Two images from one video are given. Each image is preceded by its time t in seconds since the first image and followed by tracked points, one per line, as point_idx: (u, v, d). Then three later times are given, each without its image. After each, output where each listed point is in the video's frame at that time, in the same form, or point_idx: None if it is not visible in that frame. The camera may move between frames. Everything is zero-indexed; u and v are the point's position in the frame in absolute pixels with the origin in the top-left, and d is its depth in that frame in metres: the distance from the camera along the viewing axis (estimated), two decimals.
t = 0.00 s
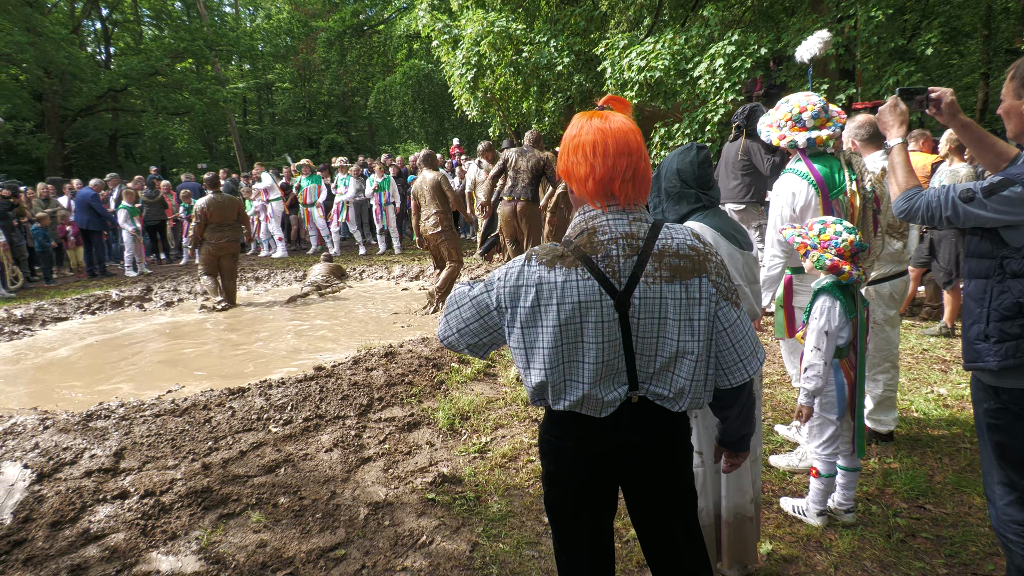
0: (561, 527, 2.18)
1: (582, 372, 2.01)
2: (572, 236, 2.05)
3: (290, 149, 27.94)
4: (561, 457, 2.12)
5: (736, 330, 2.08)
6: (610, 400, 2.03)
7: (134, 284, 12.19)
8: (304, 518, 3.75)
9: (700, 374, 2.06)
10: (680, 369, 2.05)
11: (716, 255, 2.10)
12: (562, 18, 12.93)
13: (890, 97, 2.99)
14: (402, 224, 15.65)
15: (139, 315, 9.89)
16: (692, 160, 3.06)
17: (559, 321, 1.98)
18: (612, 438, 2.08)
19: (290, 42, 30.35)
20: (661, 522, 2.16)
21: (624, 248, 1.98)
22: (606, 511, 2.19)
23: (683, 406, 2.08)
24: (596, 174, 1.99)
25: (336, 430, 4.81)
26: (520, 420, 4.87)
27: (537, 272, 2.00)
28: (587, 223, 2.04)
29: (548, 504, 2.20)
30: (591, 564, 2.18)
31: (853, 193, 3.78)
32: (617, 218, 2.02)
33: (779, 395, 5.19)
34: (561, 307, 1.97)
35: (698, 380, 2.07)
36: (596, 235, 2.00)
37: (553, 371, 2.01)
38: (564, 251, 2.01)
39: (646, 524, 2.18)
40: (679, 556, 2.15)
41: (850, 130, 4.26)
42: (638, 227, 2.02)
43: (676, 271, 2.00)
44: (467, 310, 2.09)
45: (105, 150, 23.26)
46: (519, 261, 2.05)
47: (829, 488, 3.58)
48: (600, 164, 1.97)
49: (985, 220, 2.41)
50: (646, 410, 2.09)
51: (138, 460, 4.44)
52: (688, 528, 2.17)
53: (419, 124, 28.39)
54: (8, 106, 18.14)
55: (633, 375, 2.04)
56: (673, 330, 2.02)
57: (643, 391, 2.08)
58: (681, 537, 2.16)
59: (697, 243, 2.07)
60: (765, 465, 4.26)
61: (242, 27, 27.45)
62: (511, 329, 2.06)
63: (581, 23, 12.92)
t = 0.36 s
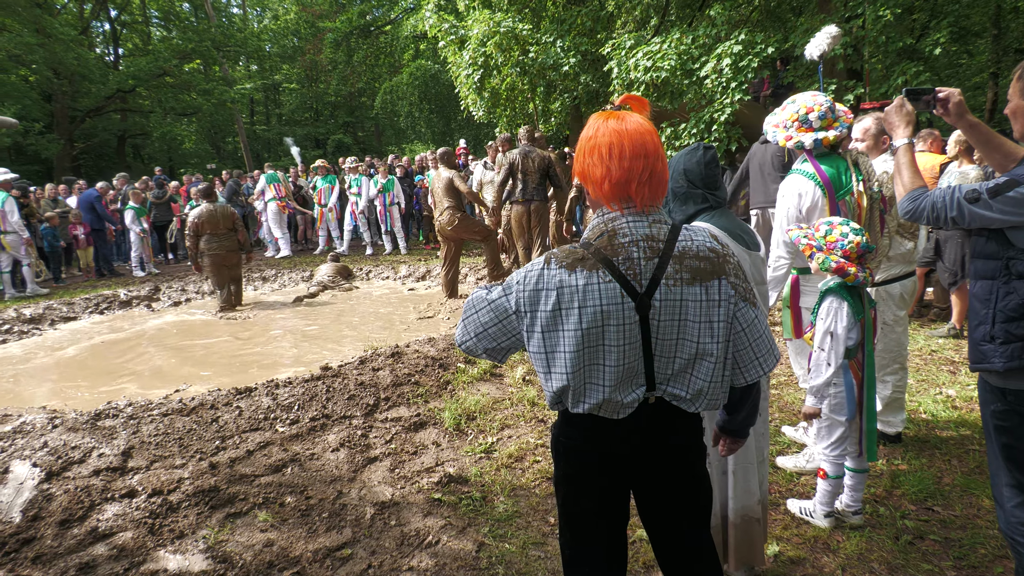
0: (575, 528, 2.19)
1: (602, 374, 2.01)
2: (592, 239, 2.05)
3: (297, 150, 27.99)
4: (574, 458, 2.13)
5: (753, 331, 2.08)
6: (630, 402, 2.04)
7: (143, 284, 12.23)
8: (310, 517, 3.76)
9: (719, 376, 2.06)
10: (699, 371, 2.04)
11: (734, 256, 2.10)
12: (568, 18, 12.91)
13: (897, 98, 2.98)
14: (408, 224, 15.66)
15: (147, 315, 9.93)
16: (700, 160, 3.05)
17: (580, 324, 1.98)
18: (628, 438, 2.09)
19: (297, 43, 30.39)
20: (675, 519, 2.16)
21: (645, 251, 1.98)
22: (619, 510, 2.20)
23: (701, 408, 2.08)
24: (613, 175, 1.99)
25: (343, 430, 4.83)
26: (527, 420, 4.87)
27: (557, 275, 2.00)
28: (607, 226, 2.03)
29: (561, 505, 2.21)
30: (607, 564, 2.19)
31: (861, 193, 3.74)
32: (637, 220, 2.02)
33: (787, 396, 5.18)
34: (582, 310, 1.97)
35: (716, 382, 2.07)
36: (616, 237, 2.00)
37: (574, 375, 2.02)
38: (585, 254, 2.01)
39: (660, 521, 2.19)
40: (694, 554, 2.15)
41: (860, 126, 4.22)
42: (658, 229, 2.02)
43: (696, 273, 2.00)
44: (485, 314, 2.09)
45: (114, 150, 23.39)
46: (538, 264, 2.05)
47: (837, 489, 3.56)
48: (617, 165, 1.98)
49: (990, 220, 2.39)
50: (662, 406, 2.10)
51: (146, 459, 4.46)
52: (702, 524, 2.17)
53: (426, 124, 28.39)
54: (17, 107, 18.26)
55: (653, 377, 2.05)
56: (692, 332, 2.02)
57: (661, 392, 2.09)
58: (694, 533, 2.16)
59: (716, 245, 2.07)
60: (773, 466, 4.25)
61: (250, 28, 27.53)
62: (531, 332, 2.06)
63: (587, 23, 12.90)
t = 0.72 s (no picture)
0: (594, 525, 2.21)
1: (613, 371, 2.01)
2: (609, 236, 2.05)
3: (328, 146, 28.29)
4: (594, 457, 2.14)
5: (778, 338, 1.98)
6: (642, 401, 2.02)
7: (181, 279, 12.51)
8: (343, 511, 3.81)
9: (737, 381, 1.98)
10: (715, 375, 1.97)
11: (761, 259, 2.00)
12: (602, 15, 12.82)
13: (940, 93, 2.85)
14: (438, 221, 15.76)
15: (184, 309, 10.16)
16: (733, 158, 2.95)
17: (588, 318, 1.99)
18: (641, 439, 2.06)
19: (331, 41, 30.73)
20: (695, 521, 2.14)
21: (657, 248, 1.95)
22: (638, 511, 2.17)
23: (719, 414, 2.00)
24: (616, 167, 2.01)
25: (375, 425, 4.89)
26: (559, 419, 4.87)
27: (570, 270, 2.03)
28: (623, 223, 2.03)
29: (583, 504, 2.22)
30: (624, 564, 2.19)
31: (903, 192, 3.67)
32: (653, 217, 1.99)
33: (822, 399, 5.10)
34: (591, 305, 1.98)
35: (734, 389, 1.99)
36: (631, 234, 1.99)
37: (582, 370, 2.04)
38: (598, 250, 2.02)
39: (683, 522, 2.17)
40: (709, 556, 2.13)
41: (911, 123, 4.17)
42: (675, 227, 1.98)
43: (712, 273, 1.94)
44: (503, 305, 2.14)
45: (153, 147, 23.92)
46: (555, 259, 2.08)
47: (874, 495, 3.50)
48: (621, 158, 1.99)
49: None
50: (681, 412, 2.05)
51: (184, 450, 4.57)
52: (724, 527, 2.13)
53: (458, 123, 28.47)
54: (63, 106, 18.79)
55: (667, 378, 2.01)
56: (708, 335, 1.96)
57: (679, 396, 2.04)
58: (717, 535, 2.13)
59: (739, 246, 1.99)
60: (807, 469, 4.19)
61: (286, 27, 27.89)
62: (544, 324, 2.09)
63: (621, 20, 12.79)
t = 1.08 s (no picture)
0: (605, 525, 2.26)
1: (602, 368, 2.07)
2: (609, 235, 2.11)
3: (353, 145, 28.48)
4: (605, 458, 2.19)
5: (776, 347, 1.94)
6: (634, 399, 2.05)
7: (210, 275, 12.70)
8: (366, 506, 3.84)
9: (727, 389, 1.96)
10: (706, 381, 1.96)
11: (762, 266, 1.94)
12: (629, 14, 12.75)
13: (977, 94, 2.83)
14: (461, 220, 15.79)
15: (213, 305, 10.31)
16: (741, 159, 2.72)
17: (580, 313, 2.08)
18: (640, 439, 2.09)
19: (359, 41, 31.03)
20: (703, 528, 2.12)
21: (646, 249, 1.98)
22: (644, 513, 2.18)
23: (716, 423, 1.98)
24: (612, 167, 2.09)
25: (399, 421, 4.92)
26: (582, 419, 4.86)
27: (566, 266, 2.12)
28: (622, 224, 2.08)
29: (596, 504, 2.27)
30: (633, 565, 2.23)
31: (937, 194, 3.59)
32: (648, 218, 2.01)
33: (849, 403, 5.02)
34: (583, 302, 2.06)
35: (727, 396, 1.96)
36: (624, 235, 2.04)
37: (575, 362, 2.13)
38: (595, 249, 2.09)
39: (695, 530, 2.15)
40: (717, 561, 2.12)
41: (943, 123, 4.06)
42: (669, 229, 1.99)
43: (700, 277, 1.92)
44: (514, 294, 2.28)
45: (185, 144, 24.38)
46: (558, 255, 2.18)
47: (902, 501, 3.44)
48: (616, 158, 2.06)
49: None
50: (682, 421, 2.04)
51: (211, 443, 4.64)
52: (735, 530, 2.10)
53: (484, 121, 28.52)
54: (98, 105, 19.17)
55: (660, 379, 2.03)
56: (697, 339, 1.95)
57: (679, 402, 2.04)
58: (726, 541, 2.10)
59: (736, 250, 1.94)
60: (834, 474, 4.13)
61: (314, 26, 28.17)
62: (547, 322, 2.20)
63: (649, 19, 12.71)
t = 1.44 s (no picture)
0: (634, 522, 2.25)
1: (626, 370, 2.08)
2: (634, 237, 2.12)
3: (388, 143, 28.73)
4: (636, 459, 2.18)
5: (803, 351, 1.90)
6: (659, 402, 2.05)
7: (251, 271, 12.96)
8: (401, 502, 3.88)
9: (752, 393, 1.94)
10: (730, 385, 1.95)
11: (788, 267, 1.90)
12: (670, 12, 12.60)
13: None
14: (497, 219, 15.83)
15: (254, 301, 10.54)
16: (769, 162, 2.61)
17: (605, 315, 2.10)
18: (667, 441, 2.09)
19: (398, 41, 31.28)
20: (731, 532, 2.10)
21: (669, 250, 1.98)
22: (673, 515, 2.17)
23: (741, 428, 1.96)
24: (639, 167, 2.09)
25: (434, 419, 4.96)
26: (618, 420, 4.83)
27: (591, 267, 2.14)
28: (647, 225, 2.08)
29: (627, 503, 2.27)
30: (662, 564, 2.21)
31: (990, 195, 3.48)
32: (672, 219, 2.01)
33: (893, 409, 4.89)
34: (607, 303, 2.08)
35: (751, 400, 1.94)
36: (648, 236, 2.04)
37: (601, 364, 2.15)
38: (619, 250, 2.10)
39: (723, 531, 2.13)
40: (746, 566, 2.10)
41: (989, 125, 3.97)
42: (692, 229, 1.99)
43: (723, 278, 1.91)
44: (543, 296, 2.32)
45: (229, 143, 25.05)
46: (584, 257, 2.21)
47: (942, 508, 3.35)
48: (643, 158, 2.06)
49: None
50: (709, 427, 2.03)
51: (251, 436, 4.74)
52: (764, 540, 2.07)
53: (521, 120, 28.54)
54: (146, 105, 19.77)
55: (686, 382, 2.03)
56: (721, 342, 1.94)
57: (704, 407, 2.03)
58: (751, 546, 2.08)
59: (760, 249, 1.92)
60: (876, 482, 4.04)
61: (353, 26, 28.48)
62: (574, 323, 2.23)
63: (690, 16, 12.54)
